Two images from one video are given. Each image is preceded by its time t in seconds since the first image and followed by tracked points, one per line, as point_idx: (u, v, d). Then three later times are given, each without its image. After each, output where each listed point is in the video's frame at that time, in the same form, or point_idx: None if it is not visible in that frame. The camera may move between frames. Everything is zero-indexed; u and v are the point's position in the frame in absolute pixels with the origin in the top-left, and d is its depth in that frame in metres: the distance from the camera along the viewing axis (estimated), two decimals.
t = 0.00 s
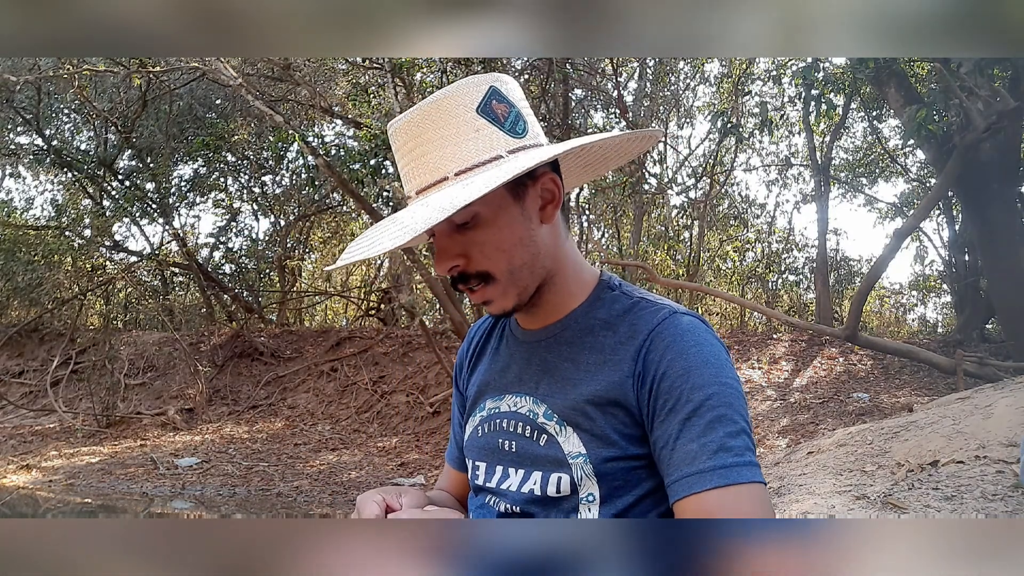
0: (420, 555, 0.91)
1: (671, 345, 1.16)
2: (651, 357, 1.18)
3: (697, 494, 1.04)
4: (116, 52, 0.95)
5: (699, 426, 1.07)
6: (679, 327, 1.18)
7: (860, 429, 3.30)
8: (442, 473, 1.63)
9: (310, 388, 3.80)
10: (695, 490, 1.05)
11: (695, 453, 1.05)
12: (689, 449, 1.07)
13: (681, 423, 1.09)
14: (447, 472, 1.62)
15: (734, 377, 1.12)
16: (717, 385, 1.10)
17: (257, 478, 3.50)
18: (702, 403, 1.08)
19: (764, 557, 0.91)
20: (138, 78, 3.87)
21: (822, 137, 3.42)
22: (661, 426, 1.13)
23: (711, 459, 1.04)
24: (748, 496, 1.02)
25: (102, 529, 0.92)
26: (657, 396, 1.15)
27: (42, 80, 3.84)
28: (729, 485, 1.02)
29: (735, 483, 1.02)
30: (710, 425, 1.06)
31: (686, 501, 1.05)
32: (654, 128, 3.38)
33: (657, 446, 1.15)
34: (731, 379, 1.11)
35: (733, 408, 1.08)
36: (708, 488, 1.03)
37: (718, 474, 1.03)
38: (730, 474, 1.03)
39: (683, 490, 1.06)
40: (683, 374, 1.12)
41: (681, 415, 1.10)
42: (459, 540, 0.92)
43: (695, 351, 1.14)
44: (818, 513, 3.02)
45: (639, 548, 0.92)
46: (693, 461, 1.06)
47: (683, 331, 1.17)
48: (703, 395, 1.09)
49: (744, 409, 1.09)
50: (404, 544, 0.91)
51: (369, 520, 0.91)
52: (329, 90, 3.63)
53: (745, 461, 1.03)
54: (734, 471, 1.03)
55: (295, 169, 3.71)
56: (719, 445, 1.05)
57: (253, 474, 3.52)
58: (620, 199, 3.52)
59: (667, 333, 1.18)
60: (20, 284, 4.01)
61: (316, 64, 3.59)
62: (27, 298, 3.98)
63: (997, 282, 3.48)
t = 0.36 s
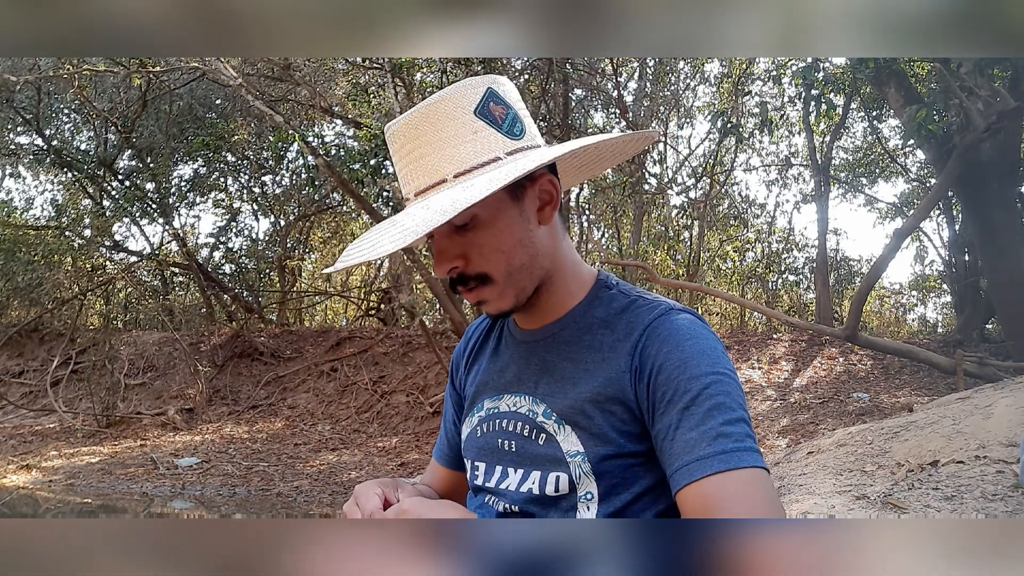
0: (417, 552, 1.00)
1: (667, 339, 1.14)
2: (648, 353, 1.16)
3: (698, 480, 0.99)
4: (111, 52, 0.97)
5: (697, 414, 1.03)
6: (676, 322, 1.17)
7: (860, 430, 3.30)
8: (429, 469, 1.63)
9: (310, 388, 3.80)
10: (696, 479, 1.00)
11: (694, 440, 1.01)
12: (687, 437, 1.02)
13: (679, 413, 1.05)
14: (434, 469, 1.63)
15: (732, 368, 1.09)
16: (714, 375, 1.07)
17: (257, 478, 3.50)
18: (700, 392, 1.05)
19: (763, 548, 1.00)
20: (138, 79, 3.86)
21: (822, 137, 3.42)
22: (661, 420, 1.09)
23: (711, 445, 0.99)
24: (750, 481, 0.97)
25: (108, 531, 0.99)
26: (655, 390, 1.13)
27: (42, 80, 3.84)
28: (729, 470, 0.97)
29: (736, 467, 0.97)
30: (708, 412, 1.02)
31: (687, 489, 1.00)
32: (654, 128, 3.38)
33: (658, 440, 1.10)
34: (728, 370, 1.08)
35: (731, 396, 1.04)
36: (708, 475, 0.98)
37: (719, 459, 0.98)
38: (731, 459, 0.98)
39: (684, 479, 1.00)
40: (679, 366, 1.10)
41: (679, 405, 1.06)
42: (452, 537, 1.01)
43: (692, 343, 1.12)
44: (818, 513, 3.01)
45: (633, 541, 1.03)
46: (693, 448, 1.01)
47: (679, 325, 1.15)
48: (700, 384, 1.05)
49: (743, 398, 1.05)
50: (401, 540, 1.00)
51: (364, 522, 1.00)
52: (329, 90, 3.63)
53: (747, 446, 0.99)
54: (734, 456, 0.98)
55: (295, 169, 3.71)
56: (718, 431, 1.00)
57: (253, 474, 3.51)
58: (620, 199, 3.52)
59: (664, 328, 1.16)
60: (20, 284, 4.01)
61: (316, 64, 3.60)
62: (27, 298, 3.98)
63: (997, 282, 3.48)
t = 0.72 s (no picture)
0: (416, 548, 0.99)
1: (668, 337, 1.16)
2: (648, 351, 1.18)
3: (701, 476, 1.02)
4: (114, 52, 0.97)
5: (699, 412, 1.06)
6: (676, 321, 1.19)
7: (860, 430, 3.30)
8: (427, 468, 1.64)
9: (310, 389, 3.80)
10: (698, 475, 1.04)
11: (697, 437, 1.04)
12: (690, 434, 1.05)
13: (681, 411, 1.08)
14: (432, 467, 1.63)
15: (731, 366, 1.12)
16: (715, 373, 1.09)
17: (257, 478, 3.50)
18: (702, 390, 1.08)
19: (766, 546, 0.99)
20: (138, 78, 3.86)
21: (822, 137, 3.42)
22: (662, 417, 1.12)
23: (713, 441, 1.03)
24: (752, 476, 1.01)
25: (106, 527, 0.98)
26: (656, 387, 1.15)
27: (42, 80, 3.83)
28: (731, 466, 1.01)
29: (739, 462, 1.01)
30: (710, 409, 1.05)
31: (690, 486, 1.03)
32: (654, 128, 3.38)
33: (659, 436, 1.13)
34: (727, 367, 1.11)
35: (731, 394, 1.07)
36: (711, 471, 1.02)
37: (721, 455, 1.02)
38: (733, 454, 1.02)
39: (686, 476, 1.04)
40: (681, 365, 1.12)
41: (681, 403, 1.09)
42: (454, 536, 1.00)
43: (692, 341, 1.14)
44: (818, 513, 3.01)
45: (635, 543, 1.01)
46: (695, 446, 1.04)
47: (679, 324, 1.18)
48: (701, 383, 1.08)
49: (743, 395, 1.08)
50: (401, 537, 0.99)
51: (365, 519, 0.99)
52: (329, 90, 3.63)
53: (748, 442, 1.02)
54: (736, 452, 1.02)
55: (295, 169, 3.71)
56: (720, 427, 1.04)
57: (253, 474, 3.51)
58: (619, 199, 3.52)
59: (665, 327, 1.18)
60: (20, 284, 4.01)
61: (316, 64, 3.59)
62: (27, 298, 3.97)
63: (997, 282, 3.48)
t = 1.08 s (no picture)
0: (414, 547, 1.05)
1: (669, 338, 1.16)
2: (650, 352, 1.17)
3: (703, 477, 1.02)
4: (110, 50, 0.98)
5: (701, 414, 1.06)
6: (677, 322, 1.18)
7: (860, 429, 3.30)
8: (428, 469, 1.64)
9: (310, 389, 3.80)
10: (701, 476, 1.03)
11: (699, 439, 1.04)
12: (692, 436, 1.05)
13: (683, 413, 1.08)
14: (433, 469, 1.63)
15: (732, 367, 1.11)
16: (717, 374, 1.09)
17: (257, 478, 3.49)
18: (703, 391, 1.07)
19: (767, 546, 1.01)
20: (138, 78, 3.86)
21: (822, 137, 3.41)
22: (664, 418, 1.12)
23: (715, 443, 1.03)
24: (753, 477, 1.01)
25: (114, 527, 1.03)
26: (657, 388, 1.15)
27: (42, 80, 3.83)
28: (733, 468, 1.01)
29: (740, 464, 1.01)
30: (711, 411, 1.05)
31: (692, 488, 1.03)
32: (654, 128, 3.37)
33: (661, 436, 1.13)
34: (729, 368, 1.11)
35: (733, 395, 1.07)
36: (713, 473, 1.02)
37: (722, 457, 1.02)
38: (735, 456, 1.01)
39: (689, 478, 1.04)
40: (682, 366, 1.12)
41: (683, 404, 1.09)
42: (448, 536, 1.06)
43: (693, 342, 1.14)
44: (818, 513, 3.01)
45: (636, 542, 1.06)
46: (697, 447, 1.04)
47: (680, 325, 1.17)
48: (703, 384, 1.08)
49: (743, 397, 1.08)
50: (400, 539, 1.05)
51: (362, 521, 1.05)
52: (329, 90, 3.63)
53: (750, 443, 1.02)
54: (738, 454, 1.01)
55: (295, 169, 3.72)
56: (722, 429, 1.03)
57: (253, 474, 3.50)
58: (620, 199, 3.53)
59: (666, 327, 1.18)
60: (20, 284, 4.00)
61: (316, 63, 3.60)
62: (27, 298, 3.97)
63: (997, 282, 3.48)
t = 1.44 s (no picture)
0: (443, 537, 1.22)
1: (657, 344, 1.16)
2: (635, 359, 1.18)
3: (699, 487, 1.06)
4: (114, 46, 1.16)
5: (693, 424, 1.08)
6: (665, 327, 1.18)
7: (860, 429, 3.30)
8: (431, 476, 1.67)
9: (310, 389, 3.79)
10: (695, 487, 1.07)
11: (692, 449, 1.06)
12: (685, 447, 1.07)
13: (674, 422, 1.10)
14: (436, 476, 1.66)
15: (720, 369, 1.13)
16: (706, 381, 1.10)
17: (257, 478, 3.49)
18: (693, 399, 1.09)
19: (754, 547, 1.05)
20: (138, 79, 3.87)
21: (822, 137, 3.41)
22: (654, 426, 1.13)
23: (708, 454, 1.06)
24: (747, 486, 1.05)
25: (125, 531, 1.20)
26: (645, 396, 1.16)
27: (42, 80, 3.84)
28: (727, 478, 1.04)
29: (734, 473, 1.04)
30: (702, 420, 1.07)
31: (688, 499, 1.07)
32: (653, 128, 3.39)
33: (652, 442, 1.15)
34: (718, 372, 1.12)
35: (723, 400, 1.09)
36: (708, 484, 1.05)
37: (717, 467, 1.05)
38: (728, 466, 1.05)
39: (683, 489, 1.07)
40: (670, 373, 1.13)
41: (673, 413, 1.10)
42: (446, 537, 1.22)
43: (681, 348, 1.15)
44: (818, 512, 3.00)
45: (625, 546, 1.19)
46: (690, 458, 1.07)
47: (667, 331, 1.18)
48: (693, 392, 1.09)
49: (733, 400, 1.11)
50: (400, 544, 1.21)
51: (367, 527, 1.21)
52: (329, 90, 3.65)
53: (742, 451, 1.05)
54: (731, 463, 1.05)
55: (295, 169, 3.73)
56: (713, 438, 1.06)
57: (253, 474, 3.50)
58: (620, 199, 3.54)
59: (654, 332, 1.18)
60: (20, 284, 4.00)
61: (316, 64, 3.63)
62: (27, 298, 3.97)
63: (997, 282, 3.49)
